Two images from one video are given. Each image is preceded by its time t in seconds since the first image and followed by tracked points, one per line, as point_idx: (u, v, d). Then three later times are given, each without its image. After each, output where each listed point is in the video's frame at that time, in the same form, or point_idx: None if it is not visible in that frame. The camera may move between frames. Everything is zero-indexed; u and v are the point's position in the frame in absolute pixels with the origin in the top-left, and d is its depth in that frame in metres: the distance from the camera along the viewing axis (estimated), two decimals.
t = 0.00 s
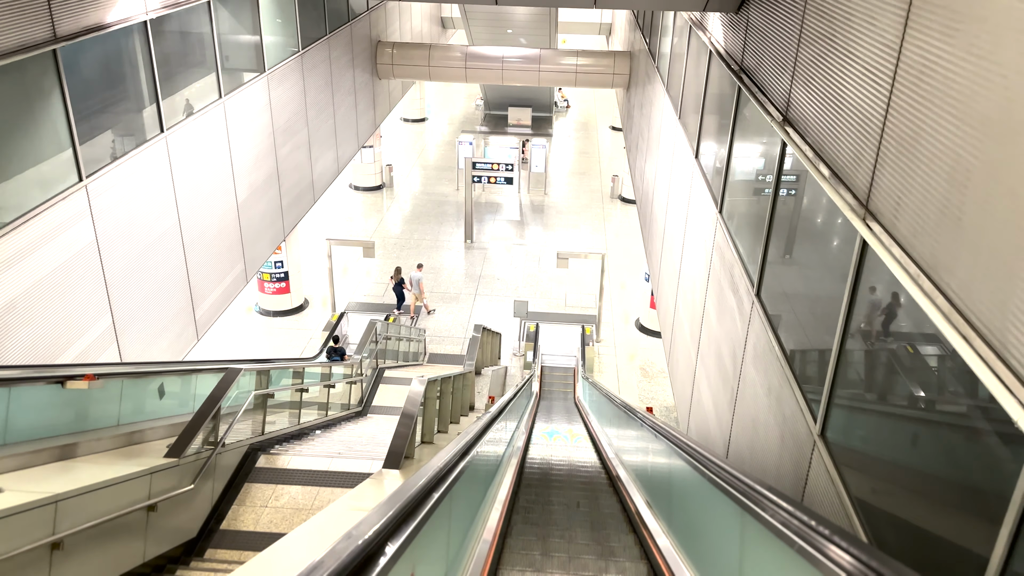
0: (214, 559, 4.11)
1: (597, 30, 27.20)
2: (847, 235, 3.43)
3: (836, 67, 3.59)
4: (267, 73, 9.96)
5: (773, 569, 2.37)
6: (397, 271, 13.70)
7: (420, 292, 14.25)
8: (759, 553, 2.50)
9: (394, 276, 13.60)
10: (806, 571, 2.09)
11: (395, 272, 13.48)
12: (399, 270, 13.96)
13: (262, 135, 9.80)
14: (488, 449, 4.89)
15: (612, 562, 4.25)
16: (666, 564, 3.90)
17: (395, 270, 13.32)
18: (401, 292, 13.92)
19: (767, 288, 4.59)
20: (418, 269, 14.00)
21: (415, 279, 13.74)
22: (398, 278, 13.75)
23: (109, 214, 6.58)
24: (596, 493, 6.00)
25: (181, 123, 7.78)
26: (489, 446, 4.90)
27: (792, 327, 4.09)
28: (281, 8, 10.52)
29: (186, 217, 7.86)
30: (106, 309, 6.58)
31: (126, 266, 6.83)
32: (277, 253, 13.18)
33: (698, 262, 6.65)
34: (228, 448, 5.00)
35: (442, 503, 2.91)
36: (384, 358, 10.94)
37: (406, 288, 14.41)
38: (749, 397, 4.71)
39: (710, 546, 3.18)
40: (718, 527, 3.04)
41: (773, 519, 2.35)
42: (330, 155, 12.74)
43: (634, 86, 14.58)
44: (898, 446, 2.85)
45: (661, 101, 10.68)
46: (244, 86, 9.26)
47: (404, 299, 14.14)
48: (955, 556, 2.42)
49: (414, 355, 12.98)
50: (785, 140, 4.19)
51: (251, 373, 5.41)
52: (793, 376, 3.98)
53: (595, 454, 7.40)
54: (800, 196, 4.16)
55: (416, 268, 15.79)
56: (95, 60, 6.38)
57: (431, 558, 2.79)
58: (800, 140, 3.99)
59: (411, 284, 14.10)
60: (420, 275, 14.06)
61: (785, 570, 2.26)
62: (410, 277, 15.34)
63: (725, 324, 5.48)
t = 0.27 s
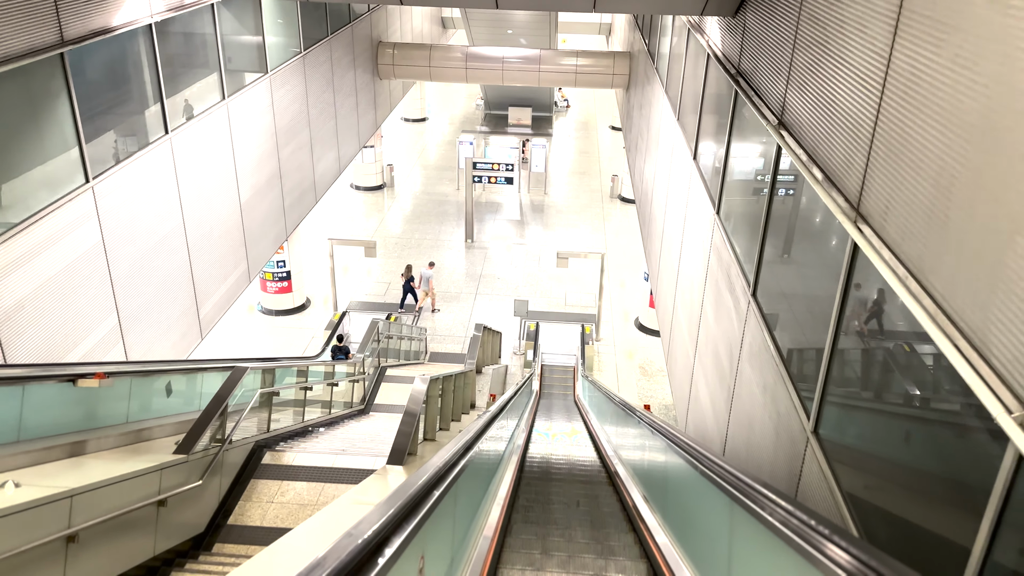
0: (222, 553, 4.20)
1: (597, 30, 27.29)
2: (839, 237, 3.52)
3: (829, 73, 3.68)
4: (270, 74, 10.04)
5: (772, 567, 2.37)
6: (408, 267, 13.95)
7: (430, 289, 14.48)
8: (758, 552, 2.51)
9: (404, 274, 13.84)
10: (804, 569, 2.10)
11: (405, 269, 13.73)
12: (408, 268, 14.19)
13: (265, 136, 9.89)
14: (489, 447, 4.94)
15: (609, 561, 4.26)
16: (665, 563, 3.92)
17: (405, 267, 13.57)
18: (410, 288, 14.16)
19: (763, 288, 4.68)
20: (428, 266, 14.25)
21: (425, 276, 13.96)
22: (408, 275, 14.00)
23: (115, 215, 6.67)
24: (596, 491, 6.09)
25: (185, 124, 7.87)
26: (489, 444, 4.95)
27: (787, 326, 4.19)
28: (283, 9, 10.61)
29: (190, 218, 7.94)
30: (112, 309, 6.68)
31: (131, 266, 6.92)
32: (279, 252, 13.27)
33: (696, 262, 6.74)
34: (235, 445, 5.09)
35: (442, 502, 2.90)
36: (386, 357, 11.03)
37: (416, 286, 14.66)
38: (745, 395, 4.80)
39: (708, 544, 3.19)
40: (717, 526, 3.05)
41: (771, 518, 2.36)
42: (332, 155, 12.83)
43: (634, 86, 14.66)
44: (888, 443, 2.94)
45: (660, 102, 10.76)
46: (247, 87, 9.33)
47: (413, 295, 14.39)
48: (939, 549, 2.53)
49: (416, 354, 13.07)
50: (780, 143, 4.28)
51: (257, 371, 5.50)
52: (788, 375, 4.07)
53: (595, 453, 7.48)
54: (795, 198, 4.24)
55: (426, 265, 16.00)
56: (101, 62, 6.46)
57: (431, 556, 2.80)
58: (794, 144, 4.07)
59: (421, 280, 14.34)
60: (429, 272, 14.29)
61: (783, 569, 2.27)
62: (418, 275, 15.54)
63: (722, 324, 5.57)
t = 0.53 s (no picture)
0: (229, 547, 4.30)
1: (597, 30, 27.37)
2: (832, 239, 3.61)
3: (822, 79, 3.77)
4: (272, 76, 10.12)
5: (769, 565, 2.37)
6: (418, 265, 14.23)
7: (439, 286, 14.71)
8: (757, 550, 2.50)
9: (415, 271, 14.08)
10: (801, 567, 2.10)
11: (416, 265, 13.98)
12: (418, 265, 14.40)
13: (268, 137, 9.97)
14: (490, 444, 5.02)
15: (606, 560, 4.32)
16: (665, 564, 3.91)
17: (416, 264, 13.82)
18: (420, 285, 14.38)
19: (759, 289, 4.77)
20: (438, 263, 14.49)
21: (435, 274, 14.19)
22: (418, 272, 14.27)
23: (120, 216, 6.76)
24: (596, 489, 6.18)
25: (189, 126, 7.95)
26: (490, 441, 5.03)
27: (782, 326, 4.28)
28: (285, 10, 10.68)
29: (194, 218, 8.03)
30: (118, 309, 6.77)
31: (137, 267, 7.01)
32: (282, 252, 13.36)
33: (694, 262, 6.83)
34: (242, 442, 5.19)
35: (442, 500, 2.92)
36: (389, 356, 11.13)
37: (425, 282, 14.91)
38: (742, 393, 4.89)
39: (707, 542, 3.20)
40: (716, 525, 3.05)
41: (769, 516, 2.36)
42: (334, 155, 12.92)
43: (633, 87, 14.73)
44: (879, 439, 3.04)
45: (659, 102, 10.85)
46: (249, 88, 9.40)
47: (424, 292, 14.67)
48: (925, 540, 2.63)
49: (417, 353, 13.17)
50: (775, 147, 4.37)
51: (263, 370, 5.59)
52: (782, 373, 4.17)
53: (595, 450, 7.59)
54: (790, 202, 4.33)
55: (435, 263, 16.20)
56: (107, 65, 6.55)
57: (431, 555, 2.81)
58: (789, 148, 4.17)
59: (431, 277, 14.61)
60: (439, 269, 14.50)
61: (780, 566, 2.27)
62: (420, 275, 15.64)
63: (720, 323, 5.65)
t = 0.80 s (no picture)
0: (237, 542, 4.40)
1: (598, 30, 27.43)
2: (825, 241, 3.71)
3: (816, 84, 3.86)
4: (275, 77, 10.20)
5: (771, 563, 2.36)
6: (428, 262, 14.50)
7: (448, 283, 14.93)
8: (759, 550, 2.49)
9: (426, 267, 14.32)
10: (803, 565, 2.09)
11: (427, 263, 14.22)
12: (428, 262, 14.58)
13: (271, 139, 10.06)
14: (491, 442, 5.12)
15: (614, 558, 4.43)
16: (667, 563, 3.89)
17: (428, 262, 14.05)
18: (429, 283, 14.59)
19: (755, 289, 4.87)
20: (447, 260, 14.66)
21: (444, 273, 14.40)
22: (428, 269, 14.54)
23: (127, 217, 6.86)
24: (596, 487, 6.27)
25: (194, 128, 8.05)
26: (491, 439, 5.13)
27: (777, 326, 4.39)
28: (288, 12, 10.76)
29: (199, 219, 8.14)
30: (124, 308, 6.86)
31: (142, 267, 7.10)
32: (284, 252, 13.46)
33: (692, 262, 6.93)
34: (248, 439, 5.29)
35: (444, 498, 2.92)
36: (391, 355, 11.23)
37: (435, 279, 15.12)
38: (739, 391, 4.99)
39: (706, 539, 3.23)
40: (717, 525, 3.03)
41: (769, 515, 2.35)
42: (335, 156, 13.00)
43: (632, 87, 14.80)
44: (869, 435, 3.14)
45: (658, 103, 10.94)
46: (252, 89, 9.48)
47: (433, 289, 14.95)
48: (913, 532, 2.73)
49: (419, 352, 13.26)
50: (770, 150, 4.46)
51: (269, 368, 5.69)
52: (777, 372, 4.27)
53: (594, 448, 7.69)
54: (786, 204, 4.43)
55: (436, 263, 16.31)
56: (113, 68, 6.64)
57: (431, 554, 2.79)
58: (784, 151, 4.26)
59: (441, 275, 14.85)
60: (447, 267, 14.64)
61: (777, 563, 2.28)
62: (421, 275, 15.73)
63: (717, 323, 5.75)
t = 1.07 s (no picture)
0: (244, 537, 4.50)
1: (598, 30, 27.52)
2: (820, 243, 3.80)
3: (810, 90, 3.96)
4: (278, 78, 10.29)
5: (772, 561, 2.34)
6: (439, 258, 14.73)
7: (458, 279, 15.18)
8: (762, 549, 2.47)
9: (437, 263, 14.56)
10: (804, 563, 2.07)
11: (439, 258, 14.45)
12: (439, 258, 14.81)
13: (274, 140, 10.15)
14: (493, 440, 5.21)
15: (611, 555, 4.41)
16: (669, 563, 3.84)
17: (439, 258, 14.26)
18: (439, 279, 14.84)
19: (752, 289, 4.96)
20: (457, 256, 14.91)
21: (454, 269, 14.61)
22: (438, 265, 14.78)
23: (133, 218, 6.95)
24: (596, 484, 6.37)
25: (198, 129, 8.14)
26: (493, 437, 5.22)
27: (773, 326, 4.48)
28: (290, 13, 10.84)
29: (203, 220, 8.23)
30: (130, 308, 6.95)
31: (148, 267, 7.19)
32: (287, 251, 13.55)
33: (691, 263, 7.02)
34: (255, 436, 5.38)
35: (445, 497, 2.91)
36: (393, 354, 11.32)
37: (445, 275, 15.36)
38: (736, 389, 5.08)
39: (706, 537, 3.25)
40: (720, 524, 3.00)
41: (770, 513, 2.33)
42: (337, 156, 13.09)
43: (632, 87, 14.87)
44: (860, 432, 3.24)
45: (658, 104, 11.03)
46: (255, 90, 9.56)
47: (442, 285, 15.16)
48: (902, 524, 2.82)
49: (420, 351, 13.33)
50: (767, 153, 4.54)
51: (275, 367, 5.78)
52: (774, 371, 4.37)
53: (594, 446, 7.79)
54: (782, 207, 4.52)
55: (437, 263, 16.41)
56: (119, 71, 6.72)
57: (431, 555, 2.78)
58: (780, 154, 4.35)
59: (450, 271, 15.06)
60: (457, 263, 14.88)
61: (778, 561, 2.28)
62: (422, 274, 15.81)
63: (715, 322, 5.85)
